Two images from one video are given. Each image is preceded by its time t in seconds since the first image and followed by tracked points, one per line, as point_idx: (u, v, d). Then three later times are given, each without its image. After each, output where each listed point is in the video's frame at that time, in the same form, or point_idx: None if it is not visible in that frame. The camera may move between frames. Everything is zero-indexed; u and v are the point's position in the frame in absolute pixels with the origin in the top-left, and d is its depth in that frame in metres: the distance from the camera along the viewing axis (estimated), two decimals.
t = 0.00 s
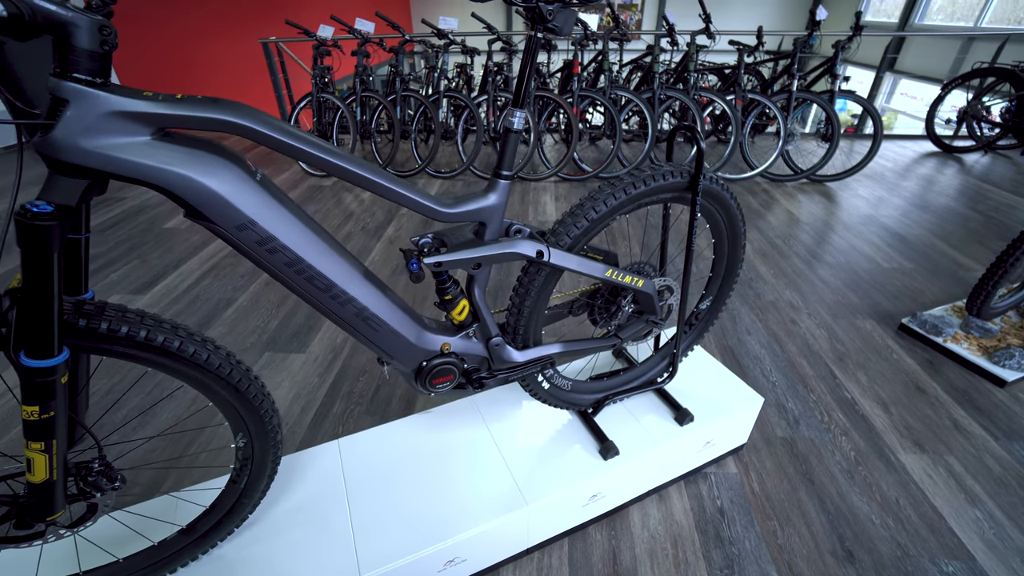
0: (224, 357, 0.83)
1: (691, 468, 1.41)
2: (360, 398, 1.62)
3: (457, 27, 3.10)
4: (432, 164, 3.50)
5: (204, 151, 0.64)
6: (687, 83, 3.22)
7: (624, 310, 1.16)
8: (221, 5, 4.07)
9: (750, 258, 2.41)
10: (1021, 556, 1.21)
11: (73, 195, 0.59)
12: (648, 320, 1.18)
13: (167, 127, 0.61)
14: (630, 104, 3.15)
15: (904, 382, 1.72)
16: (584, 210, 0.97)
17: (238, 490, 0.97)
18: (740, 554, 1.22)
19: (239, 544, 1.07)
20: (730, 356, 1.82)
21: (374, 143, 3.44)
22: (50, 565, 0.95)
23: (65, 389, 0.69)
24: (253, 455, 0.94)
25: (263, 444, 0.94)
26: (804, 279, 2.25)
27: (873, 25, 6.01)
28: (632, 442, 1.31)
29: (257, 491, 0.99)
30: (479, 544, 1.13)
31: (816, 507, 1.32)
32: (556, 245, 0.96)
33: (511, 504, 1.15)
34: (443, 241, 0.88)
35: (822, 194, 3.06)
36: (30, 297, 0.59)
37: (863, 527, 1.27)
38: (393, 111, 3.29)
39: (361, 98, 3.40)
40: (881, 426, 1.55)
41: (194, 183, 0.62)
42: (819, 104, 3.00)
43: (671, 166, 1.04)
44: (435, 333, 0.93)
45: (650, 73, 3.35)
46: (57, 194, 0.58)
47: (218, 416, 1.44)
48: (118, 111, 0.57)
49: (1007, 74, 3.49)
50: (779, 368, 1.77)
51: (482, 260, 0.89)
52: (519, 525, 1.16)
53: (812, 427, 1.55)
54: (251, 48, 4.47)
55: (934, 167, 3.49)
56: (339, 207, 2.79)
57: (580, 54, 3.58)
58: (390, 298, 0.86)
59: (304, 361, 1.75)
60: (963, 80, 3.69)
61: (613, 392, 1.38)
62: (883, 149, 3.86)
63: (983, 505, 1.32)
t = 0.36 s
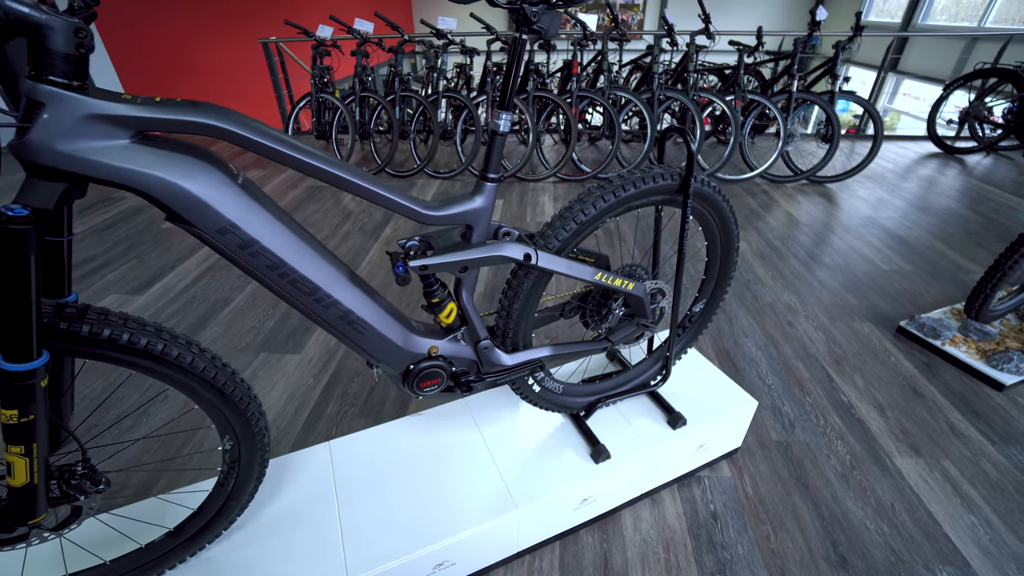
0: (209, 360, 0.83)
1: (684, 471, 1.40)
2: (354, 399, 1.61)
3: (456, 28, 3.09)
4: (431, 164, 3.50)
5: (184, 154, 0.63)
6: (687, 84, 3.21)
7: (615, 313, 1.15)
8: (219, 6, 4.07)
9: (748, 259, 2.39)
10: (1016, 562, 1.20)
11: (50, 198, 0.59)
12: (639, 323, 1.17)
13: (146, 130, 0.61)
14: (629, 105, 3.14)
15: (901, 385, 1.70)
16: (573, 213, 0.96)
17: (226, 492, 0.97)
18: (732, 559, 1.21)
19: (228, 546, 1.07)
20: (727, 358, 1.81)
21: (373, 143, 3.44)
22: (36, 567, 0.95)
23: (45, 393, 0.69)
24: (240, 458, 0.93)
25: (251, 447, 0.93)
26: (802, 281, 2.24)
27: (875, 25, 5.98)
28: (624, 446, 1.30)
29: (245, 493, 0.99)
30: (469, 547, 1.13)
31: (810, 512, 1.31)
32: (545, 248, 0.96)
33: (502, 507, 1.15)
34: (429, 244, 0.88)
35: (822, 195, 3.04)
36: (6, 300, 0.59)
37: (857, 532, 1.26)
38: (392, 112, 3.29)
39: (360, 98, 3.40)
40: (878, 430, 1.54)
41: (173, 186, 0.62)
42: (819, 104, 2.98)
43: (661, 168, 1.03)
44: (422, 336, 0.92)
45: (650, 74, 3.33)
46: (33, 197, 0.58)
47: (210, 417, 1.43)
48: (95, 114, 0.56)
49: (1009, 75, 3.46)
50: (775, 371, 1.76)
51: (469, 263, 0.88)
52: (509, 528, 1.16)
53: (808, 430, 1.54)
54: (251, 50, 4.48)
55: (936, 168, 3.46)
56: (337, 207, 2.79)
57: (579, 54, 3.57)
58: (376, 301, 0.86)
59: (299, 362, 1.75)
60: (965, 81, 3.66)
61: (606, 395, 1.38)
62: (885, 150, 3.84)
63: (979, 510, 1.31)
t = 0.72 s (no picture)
0: (192, 362, 0.82)
1: (677, 476, 1.39)
2: (348, 399, 1.60)
3: (456, 27, 3.08)
4: (431, 164, 3.49)
5: (160, 158, 0.63)
6: (688, 84, 3.18)
7: (604, 316, 1.14)
8: (220, 5, 4.11)
9: (747, 261, 2.37)
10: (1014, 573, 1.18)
11: (24, 202, 0.58)
12: (630, 327, 1.16)
13: (121, 133, 0.61)
14: (629, 105, 3.12)
15: (900, 391, 1.68)
16: (561, 216, 0.95)
17: (212, 494, 0.96)
18: (724, 567, 1.20)
19: (214, 547, 1.06)
20: (723, 362, 1.79)
21: (373, 143, 3.44)
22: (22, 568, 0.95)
23: (23, 394, 0.69)
24: (225, 460, 0.93)
25: (236, 449, 0.93)
26: (803, 284, 2.21)
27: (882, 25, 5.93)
28: (615, 450, 1.29)
29: (230, 495, 0.98)
30: (456, 551, 1.12)
31: (804, 519, 1.30)
32: (532, 251, 0.95)
33: (490, 511, 1.14)
34: (413, 247, 0.87)
35: (824, 197, 3.02)
36: None
37: (851, 541, 1.24)
38: (392, 112, 3.29)
39: (360, 97, 3.39)
40: (875, 436, 1.52)
41: (148, 189, 0.61)
42: (822, 105, 2.95)
43: (652, 170, 1.02)
44: (407, 339, 0.91)
45: (651, 74, 3.31)
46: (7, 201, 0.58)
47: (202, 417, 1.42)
48: (67, 116, 0.56)
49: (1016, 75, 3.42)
50: (772, 375, 1.74)
51: (453, 266, 0.87)
52: (497, 532, 1.15)
53: (804, 436, 1.52)
54: (253, 48, 4.50)
55: (941, 170, 3.43)
56: (336, 206, 2.79)
57: (580, 53, 3.56)
58: (360, 304, 0.85)
59: (293, 362, 1.75)
60: (971, 81, 3.62)
61: (597, 399, 1.37)
62: (889, 151, 3.81)
63: (977, 520, 1.29)
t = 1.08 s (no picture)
0: (195, 356, 0.84)
1: (680, 482, 1.37)
2: (354, 395, 1.61)
3: (470, 28, 3.09)
4: (444, 163, 3.51)
5: (162, 157, 0.65)
6: (704, 84, 3.14)
7: (605, 319, 1.14)
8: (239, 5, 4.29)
9: (760, 265, 2.33)
10: None
11: (32, 198, 0.61)
12: (631, 330, 1.15)
13: (125, 133, 0.63)
14: (643, 106, 3.10)
15: (916, 402, 1.63)
16: (560, 218, 0.95)
17: (214, 484, 0.98)
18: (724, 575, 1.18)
19: (217, 536, 1.09)
20: (732, 367, 1.76)
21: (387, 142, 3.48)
22: (35, 549, 0.99)
23: (33, 382, 0.71)
24: (228, 452, 0.94)
25: (238, 442, 0.94)
26: (817, 289, 2.17)
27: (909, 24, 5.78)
28: (616, 453, 1.28)
29: (233, 486, 1.00)
30: (453, 548, 1.13)
31: (809, 529, 1.27)
32: (530, 253, 0.94)
33: (487, 510, 1.14)
34: (412, 247, 0.87)
35: (842, 200, 2.95)
36: None
37: (857, 554, 1.22)
38: (406, 111, 3.32)
39: (375, 97, 3.44)
40: (887, 447, 1.48)
41: (150, 186, 0.63)
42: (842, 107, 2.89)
43: (654, 172, 1.01)
44: (406, 338, 0.91)
45: (666, 74, 3.28)
46: (16, 197, 0.60)
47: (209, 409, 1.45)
48: (72, 117, 0.58)
49: None
50: (782, 382, 1.70)
51: (451, 266, 0.87)
52: (494, 531, 1.15)
53: (812, 445, 1.49)
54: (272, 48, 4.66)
55: (967, 174, 3.32)
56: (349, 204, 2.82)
57: (595, 53, 3.54)
58: (359, 303, 0.86)
59: (303, 357, 1.77)
60: (1001, 82, 3.51)
61: (599, 401, 1.36)
62: (913, 154, 3.70)
63: (993, 538, 1.25)
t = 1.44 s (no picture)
0: (215, 347, 0.88)
1: (686, 496, 1.36)
2: (368, 393, 1.64)
3: (496, 35, 3.14)
4: (467, 167, 3.56)
5: (192, 159, 0.69)
6: (730, 94, 3.11)
7: (615, 329, 1.14)
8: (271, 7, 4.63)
9: (781, 280, 2.29)
10: None
11: (73, 194, 0.65)
12: (640, 340, 1.16)
13: (159, 136, 0.67)
14: (667, 115, 3.09)
15: (940, 427, 1.58)
16: (571, 227, 0.96)
17: (229, 472, 1.02)
18: None
19: (230, 523, 1.13)
20: (746, 382, 1.73)
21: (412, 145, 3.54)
22: (61, 523, 1.04)
23: (68, 365, 0.76)
24: (242, 442, 0.98)
25: (253, 432, 0.98)
26: (840, 307, 2.11)
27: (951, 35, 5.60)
28: (622, 463, 1.28)
29: (246, 475, 1.04)
30: (455, 549, 1.14)
31: (819, 553, 1.24)
32: (541, 260, 0.96)
33: (491, 513, 1.16)
34: (426, 250, 0.89)
35: (871, 216, 2.88)
36: (33, 282, 0.66)
37: None
38: (431, 115, 3.38)
39: (401, 100, 3.51)
40: (906, 473, 1.43)
41: (180, 186, 0.67)
42: (873, 120, 2.81)
43: (667, 185, 1.02)
44: (417, 339, 0.93)
45: (692, 84, 3.26)
46: (59, 193, 0.65)
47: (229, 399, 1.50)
48: (112, 120, 0.62)
49: None
50: (798, 400, 1.67)
51: (462, 271, 0.89)
52: (497, 535, 1.16)
53: (827, 465, 1.45)
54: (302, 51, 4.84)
55: (1008, 192, 3.19)
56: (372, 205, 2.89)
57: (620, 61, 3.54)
58: (373, 303, 0.88)
59: (320, 353, 1.82)
60: None
61: (608, 410, 1.36)
62: (949, 169, 3.58)
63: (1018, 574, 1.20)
